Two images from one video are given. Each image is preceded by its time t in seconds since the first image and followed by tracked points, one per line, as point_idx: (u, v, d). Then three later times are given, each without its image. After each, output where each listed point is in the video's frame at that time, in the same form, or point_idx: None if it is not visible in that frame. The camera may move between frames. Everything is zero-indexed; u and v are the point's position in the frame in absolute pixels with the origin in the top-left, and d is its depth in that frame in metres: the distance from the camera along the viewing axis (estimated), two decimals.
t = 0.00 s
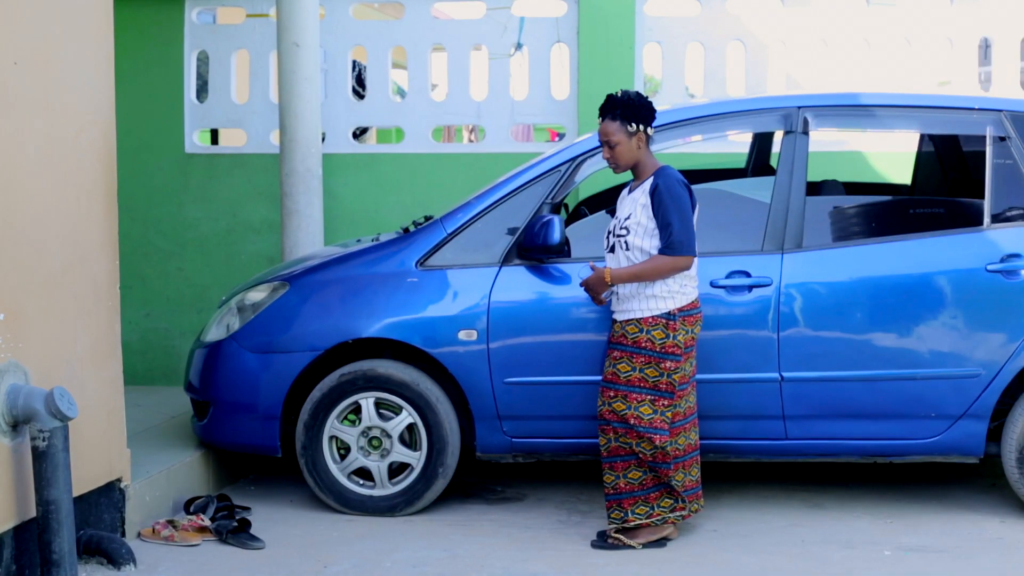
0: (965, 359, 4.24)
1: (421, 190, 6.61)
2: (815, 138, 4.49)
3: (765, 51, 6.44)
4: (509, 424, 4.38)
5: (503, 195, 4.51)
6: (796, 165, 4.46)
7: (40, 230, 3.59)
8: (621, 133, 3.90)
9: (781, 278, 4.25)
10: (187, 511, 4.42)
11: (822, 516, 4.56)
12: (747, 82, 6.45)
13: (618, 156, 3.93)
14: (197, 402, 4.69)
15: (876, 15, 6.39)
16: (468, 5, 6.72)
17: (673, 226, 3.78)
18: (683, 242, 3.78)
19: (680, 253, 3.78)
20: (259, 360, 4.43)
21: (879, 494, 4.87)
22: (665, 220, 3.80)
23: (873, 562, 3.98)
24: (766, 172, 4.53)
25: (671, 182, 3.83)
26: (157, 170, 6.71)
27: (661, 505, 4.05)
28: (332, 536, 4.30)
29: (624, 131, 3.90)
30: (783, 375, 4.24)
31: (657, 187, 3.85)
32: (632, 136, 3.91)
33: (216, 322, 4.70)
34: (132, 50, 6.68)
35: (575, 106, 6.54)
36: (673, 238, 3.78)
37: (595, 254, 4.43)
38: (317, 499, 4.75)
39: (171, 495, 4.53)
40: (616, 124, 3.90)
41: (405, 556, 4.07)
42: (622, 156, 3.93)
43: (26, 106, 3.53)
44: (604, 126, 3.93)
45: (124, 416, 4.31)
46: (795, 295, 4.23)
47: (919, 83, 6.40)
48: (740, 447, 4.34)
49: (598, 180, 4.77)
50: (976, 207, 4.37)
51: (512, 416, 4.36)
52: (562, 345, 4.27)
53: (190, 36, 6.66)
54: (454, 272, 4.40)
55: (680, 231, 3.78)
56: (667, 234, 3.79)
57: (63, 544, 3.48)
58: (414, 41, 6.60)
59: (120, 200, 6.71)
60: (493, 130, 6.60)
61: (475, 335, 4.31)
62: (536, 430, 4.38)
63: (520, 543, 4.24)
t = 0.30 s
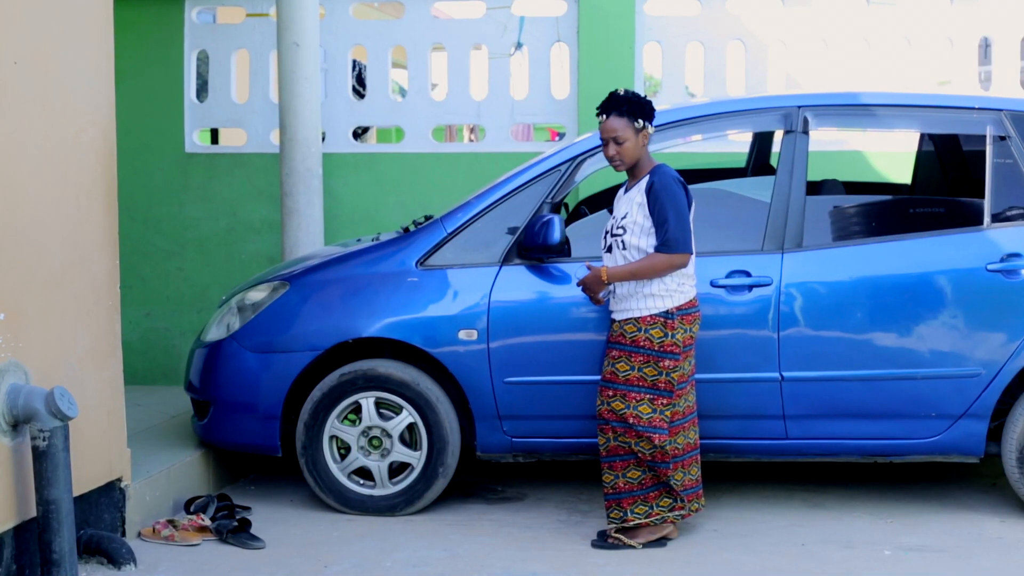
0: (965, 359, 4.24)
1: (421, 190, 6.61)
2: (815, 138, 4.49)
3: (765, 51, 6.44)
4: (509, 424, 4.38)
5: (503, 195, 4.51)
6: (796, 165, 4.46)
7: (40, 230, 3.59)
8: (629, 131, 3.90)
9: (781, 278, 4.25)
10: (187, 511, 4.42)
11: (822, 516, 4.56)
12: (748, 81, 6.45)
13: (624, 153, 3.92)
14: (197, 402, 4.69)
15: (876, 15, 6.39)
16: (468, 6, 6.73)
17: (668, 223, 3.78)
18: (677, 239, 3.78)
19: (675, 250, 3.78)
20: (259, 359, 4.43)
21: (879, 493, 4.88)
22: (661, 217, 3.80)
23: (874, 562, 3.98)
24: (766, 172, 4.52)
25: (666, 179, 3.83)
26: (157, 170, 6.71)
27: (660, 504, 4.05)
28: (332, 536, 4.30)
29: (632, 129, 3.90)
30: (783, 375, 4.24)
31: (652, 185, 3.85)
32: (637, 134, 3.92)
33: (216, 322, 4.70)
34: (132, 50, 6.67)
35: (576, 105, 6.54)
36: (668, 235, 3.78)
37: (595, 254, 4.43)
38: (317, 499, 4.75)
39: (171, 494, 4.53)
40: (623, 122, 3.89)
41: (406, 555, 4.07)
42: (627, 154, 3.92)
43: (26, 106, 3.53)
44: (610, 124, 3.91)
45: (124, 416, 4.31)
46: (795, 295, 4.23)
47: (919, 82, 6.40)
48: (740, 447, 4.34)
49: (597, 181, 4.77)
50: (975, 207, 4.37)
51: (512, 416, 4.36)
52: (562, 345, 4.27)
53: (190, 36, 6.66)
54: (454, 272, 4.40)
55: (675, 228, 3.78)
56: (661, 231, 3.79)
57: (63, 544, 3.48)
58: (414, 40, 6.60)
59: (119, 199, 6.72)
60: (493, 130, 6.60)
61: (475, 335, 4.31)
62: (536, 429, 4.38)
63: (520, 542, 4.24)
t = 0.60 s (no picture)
0: (965, 359, 4.24)
1: (421, 190, 6.61)
2: (816, 138, 4.49)
3: (765, 51, 6.44)
4: (509, 424, 4.38)
5: (503, 195, 4.51)
6: (796, 165, 4.46)
7: (40, 230, 3.59)
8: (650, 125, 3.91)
9: (781, 278, 4.25)
10: (187, 511, 4.42)
11: (822, 515, 4.56)
12: (748, 81, 6.45)
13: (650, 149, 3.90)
14: (197, 402, 4.69)
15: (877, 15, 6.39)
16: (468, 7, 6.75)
17: (673, 210, 3.79)
18: (683, 227, 3.79)
19: (681, 238, 3.79)
20: (259, 359, 4.43)
21: (879, 493, 4.87)
22: (665, 206, 3.81)
23: (874, 562, 3.98)
24: (767, 172, 4.51)
25: (667, 169, 3.84)
26: (157, 170, 6.71)
27: (667, 502, 4.06)
28: (333, 536, 4.29)
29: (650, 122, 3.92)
30: (783, 375, 4.24)
31: (653, 175, 3.86)
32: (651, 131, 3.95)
33: (216, 322, 4.70)
34: (132, 50, 6.67)
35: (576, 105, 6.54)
36: (673, 223, 3.79)
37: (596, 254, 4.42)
38: (318, 499, 4.75)
39: (171, 494, 4.53)
40: (647, 116, 3.89)
41: (406, 555, 4.07)
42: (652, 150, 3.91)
43: (26, 106, 3.53)
44: (635, 117, 3.87)
45: (124, 416, 4.31)
46: (796, 295, 4.23)
47: (920, 82, 6.40)
48: (741, 446, 4.34)
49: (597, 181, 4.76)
50: (976, 207, 4.36)
51: (513, 415, 4.36)
52: (562, 344, 4.27)
53: (190, 36, 6.66)
54: (454, 272, 4.40)
55: (680, 216, 3.79)
56: (667, 219, 3.80)
57: (63, 544, 3.48)
58: (414, 40, 6.61)
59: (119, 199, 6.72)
60: (493, 130, 6.60)
61: (475, 335, 4.31)
62: (537, 429, 4.38)
63: (521, 542, 4.24)
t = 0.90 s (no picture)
0: (961, 358, 4.24)
1: (418, 190, 6.61)
2: (811, 138, 4.49)
3: (761, 51, 6.44)
4: (505, 424, 4.39)
5: (499, 195, 4.51)
6: (793, 165, 4.46)
7: (36, 231, 3.58)
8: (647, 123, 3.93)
9: (776, 278, 4.25)
10: (183, 511, 4.41)
11: (818, 515, 4.56)
12: (743, 81, 6.46)
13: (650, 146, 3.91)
14: (193, 403, 4.69)
15: (872, 15, 6.39)
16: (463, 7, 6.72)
17: (681, 204, 3.83)
18: (688, 220, 3.83)
19: (688, 231, 3.83)
20: (255, 360, 4.43)
21: (875, 493, 4.88)
22: (671, 198, 3.84)
23: (870, 561, 3.98)
24: (763, 172, 4.50)
25: (667, 162, 3.88)
26: (153, 170, 6.70)
27: (678, 503, 4.03)
28: (329, 536, 4.29)
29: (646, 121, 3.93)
30: (779, 375, 4.24)
31: (654, 168, 3.89)
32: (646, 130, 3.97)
33: (212, 323, 4.69)
34: (128, 50, 6.67)
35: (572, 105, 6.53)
36: (679, 215, 3.82)
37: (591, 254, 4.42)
38: (314, 499, 4.75)
39: (167, 494, 4.52)
40: (645, 114, 3.91)
41: (402, 555, 4.07)
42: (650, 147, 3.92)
43: (21, 107, 3.52)
44: (636, 114, 3.88)
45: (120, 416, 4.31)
46: (791, 295, 4.23)
47: (915, 83, 6.40)
48: (738, 446, 4.34)
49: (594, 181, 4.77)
50: (972, 207, 4.37)
51: (509, 416, 4.37)
52: (558, 344, 4.27)
53: (186, 36, 6.66)
54: (450, 272, 4.40)
55: (686, 209, 3.83)
56: (673, 212, 3.83)
57: (58, 544, 3.48)
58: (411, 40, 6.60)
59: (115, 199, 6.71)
60: (489, 130, 6.60)
61: (471, 335, 4.31)
62: (533, 429, 4.38)
63: (517, 542, 4.24)
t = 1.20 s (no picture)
0: (961, 357, 4.24)
1: (418, 188, 6.61)
2: (812, 136, 4.49)
3: (761, 50, 6.44)
4: (506, 422, 4.39)
5: (500, 194, 4.51)
6: (793, 164, 4.46)
7: (36, 230, 3.58)
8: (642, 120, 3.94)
9: (777, 277, 4.25)
10: (183, 510, 4.41)
11: (818, 514, 4.57)
12: (744, 80, 6.46)
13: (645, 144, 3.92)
14: (194, 401, 4.69)
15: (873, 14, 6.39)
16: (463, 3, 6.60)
17: (679, 198, 3.85)
18: (686, 213, 3.85)
19: (687, 224, 3.85)
20: (255, 358, 4.43)
21: (876, 492, 4.88)
22: (669, 193, 3.85)
23: (871, 560, 3.98)
24: (763, 170, 4.50)
25: (663, 157, 3.90)
26: (153, 169, 6.70)
27: (693, 497, 3.98)
28: (330, 535, 4.29)
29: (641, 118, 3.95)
30: (780, 374, 4.24)
31: (650, 163, 3.90)
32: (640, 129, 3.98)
33: (212, 321, 4.70)
34: (128, 48, 6.66)
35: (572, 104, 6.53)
36: (678, 209, 3.84)
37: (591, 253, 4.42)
38: (315, 498, 4.75)
39: (168, 493, 4.53)
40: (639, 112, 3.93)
41: (403, 554, 4.07)
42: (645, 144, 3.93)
43: (22, 106, 3.52)
44: (632, 110, 3.89)
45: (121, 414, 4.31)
46: (793, 293, 4.23)
47: (916, 82, 6.40)
48: (738, 446, 4.35)
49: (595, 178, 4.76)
50: (972, 206, 4.37)
51: (510, 414, 4.37)
52: (559, 343, 4.27)
53: (186, 35, 6.66)
54: (450, 271, 4.40)
55: (684, 204, 3.85)
56: (671, 207, 3.84)
57: (60, 543, 3.48)
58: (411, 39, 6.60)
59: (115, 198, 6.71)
60: (489, 129, 6.61)
61: (472, 334, 4.31)
62: (535, 428, 4.39)
63: (519, 541, 4.24)
